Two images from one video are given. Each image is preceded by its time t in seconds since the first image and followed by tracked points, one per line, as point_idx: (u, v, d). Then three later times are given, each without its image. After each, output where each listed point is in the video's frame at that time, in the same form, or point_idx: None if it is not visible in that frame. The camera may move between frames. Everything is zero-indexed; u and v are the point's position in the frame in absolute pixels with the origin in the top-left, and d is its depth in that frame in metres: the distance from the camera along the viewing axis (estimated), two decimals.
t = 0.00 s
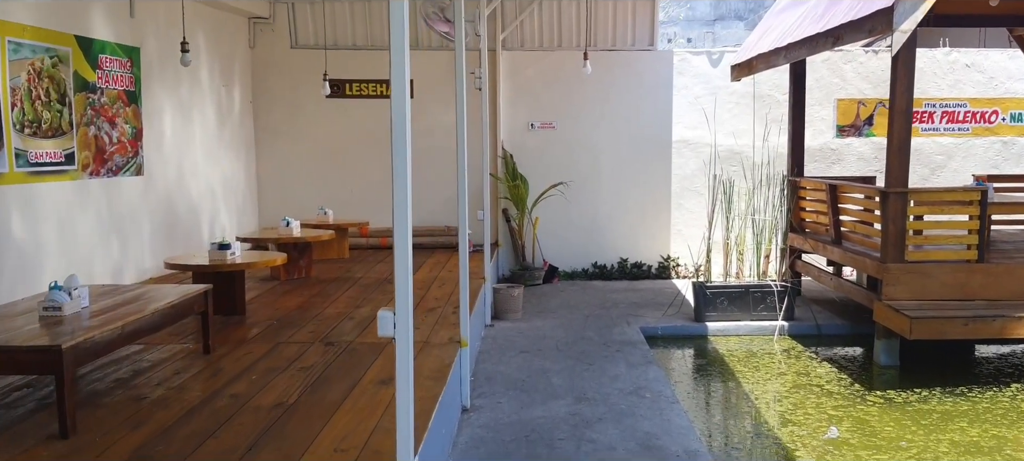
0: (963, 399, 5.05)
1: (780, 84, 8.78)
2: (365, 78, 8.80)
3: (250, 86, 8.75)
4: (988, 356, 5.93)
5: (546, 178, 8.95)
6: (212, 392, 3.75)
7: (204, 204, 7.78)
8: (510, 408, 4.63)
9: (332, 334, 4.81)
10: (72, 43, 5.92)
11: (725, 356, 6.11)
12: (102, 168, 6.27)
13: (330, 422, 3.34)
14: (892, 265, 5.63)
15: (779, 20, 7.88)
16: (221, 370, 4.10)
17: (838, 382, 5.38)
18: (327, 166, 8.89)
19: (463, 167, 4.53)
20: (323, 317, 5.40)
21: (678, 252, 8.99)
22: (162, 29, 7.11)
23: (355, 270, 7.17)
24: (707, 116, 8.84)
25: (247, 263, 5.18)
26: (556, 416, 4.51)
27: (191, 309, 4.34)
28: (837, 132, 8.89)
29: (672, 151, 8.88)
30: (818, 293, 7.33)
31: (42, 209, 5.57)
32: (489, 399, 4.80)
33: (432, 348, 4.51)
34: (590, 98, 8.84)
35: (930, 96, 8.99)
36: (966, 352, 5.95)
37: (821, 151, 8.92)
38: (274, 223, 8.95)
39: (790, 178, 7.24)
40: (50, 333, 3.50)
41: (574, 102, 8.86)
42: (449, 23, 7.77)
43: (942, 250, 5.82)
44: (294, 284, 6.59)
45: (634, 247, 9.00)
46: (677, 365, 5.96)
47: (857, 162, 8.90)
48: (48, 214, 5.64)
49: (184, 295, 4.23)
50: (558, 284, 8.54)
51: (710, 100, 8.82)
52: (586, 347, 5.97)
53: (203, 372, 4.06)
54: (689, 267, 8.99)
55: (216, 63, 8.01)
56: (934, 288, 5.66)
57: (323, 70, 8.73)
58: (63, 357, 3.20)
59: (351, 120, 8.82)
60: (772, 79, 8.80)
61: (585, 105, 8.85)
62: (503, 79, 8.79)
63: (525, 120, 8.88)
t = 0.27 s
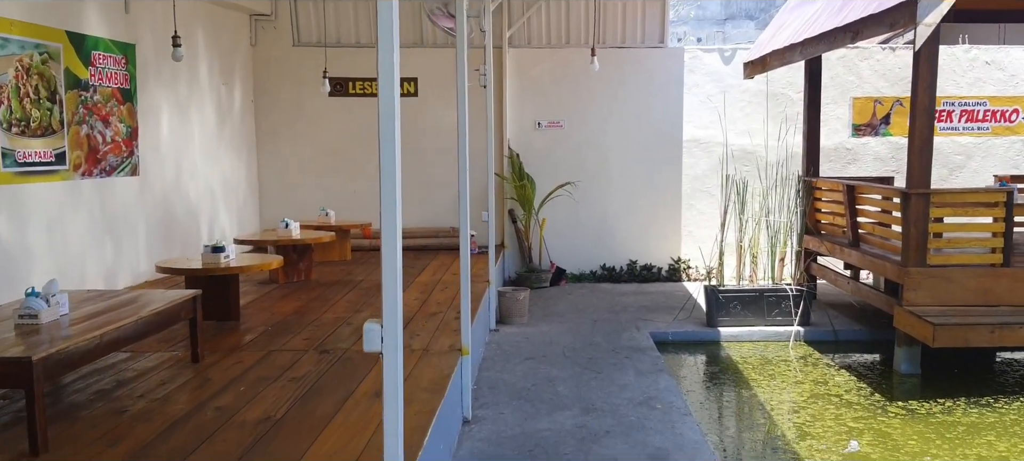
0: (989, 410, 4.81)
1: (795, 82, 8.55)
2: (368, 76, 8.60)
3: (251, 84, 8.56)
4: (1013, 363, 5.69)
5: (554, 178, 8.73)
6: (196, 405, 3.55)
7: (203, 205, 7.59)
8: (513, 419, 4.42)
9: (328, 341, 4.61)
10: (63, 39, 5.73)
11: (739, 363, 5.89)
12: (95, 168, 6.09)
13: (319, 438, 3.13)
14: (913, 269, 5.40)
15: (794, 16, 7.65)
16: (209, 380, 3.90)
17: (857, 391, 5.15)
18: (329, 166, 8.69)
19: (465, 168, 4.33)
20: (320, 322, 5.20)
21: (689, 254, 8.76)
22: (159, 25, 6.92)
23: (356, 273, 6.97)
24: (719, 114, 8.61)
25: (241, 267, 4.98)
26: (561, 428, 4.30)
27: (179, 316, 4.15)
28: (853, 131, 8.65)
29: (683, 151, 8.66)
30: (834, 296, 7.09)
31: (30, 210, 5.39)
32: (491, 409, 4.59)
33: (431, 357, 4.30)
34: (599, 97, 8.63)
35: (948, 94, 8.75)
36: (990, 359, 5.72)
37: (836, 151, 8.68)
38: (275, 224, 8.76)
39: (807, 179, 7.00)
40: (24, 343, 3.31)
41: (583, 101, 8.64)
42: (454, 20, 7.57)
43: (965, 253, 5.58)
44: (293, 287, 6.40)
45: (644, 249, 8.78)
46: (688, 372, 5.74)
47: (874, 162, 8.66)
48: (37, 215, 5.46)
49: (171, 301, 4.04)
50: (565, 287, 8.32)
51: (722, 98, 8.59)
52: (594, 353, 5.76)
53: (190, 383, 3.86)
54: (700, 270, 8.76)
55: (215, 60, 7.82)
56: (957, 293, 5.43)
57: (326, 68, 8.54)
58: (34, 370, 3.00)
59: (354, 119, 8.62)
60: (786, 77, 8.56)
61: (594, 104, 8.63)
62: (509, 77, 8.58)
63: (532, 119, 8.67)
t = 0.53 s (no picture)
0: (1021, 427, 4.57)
1: (814, 80, 8.30)
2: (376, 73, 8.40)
3: (257, 81, 8.38)
4: None
5: (566, 178, 8.51)
6: (182, 422, 3.35)
7: (205, 205, 7.40)
8: (520, 434, 4.21)
9: (327, 351, 4.41)
10: (59, 34, 5.55)
11: (756, 373, 5.66)
12: (92, 167, 5.91)
13: None
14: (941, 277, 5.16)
15: (814, 12, 7.41)
16: (200, 394, 3.70)
17: (881, 405, 4.91)
18: (336, 165, 8.50)
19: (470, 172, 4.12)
20: (321, 330, 5.00)
21: (704, 257, 8.53)
22: (160, 20, 6.74)
23: (362, 276, 6.78)
24: (736, 113, 8.38)
25: (238, 272, 4.78)
26: (571, 444, 4.09)
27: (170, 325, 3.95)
28: (874, 131, 8.41)
29: (699, 150, 8.43)
30: (855, 302, 6.85)
31: (23, 212, 5.21)
32: (498, 423, 4.38)
33: (434, 369, 4.10)
34: (612, 95, 8.40)
35: (973, 93, 8.48)
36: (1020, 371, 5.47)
37: (856, 151, 8.44)
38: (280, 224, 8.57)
39: (830, 182, 6.76)
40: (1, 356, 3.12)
41: (596, 99, 8.42)
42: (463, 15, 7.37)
43: (995, 260, 5.34)
44: (296, 291, 6.21)
45: (658, 252, 8.55)
46: (703, 383, 5.52)
47: (895, 163, 8.41)
48: (30, 217, 5.28)
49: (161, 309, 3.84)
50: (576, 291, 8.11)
51: (739, 97, 8.37)
52: (605, 362, 5.54)
53: (179, 396, 3.67)
54: (716, 273, 8.52)
55: (219, 57, 7.64)
56: (986, 303, 5.18)
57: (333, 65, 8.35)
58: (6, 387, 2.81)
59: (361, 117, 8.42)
60: (805, 74, 8.32)
61: (607, 102, 8.41)
62: (520, 75, 8.37)
63: (543, 118, 8.46)
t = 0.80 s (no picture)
0: None
1: (827, 73, 8.07)
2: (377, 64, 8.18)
3: (254, 73, 8.16)
4: None
5: (572, 173, 8.29)
6: (163, 429, 3.13)
7: (201, 200, 7.20)
8: (524, 440, 3.99)
9: (321, 352, 4.20)
10: (45, 22, 5.34)
11: (770, 374, 5.43)
12: (80, 161, 5.70)
13: None
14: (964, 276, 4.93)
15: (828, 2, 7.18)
16: (184, 398, 3.49)
17: (902, 410, 4.69)
18: (335, 160, 8.29)
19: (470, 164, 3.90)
20: (316, 329, 4.79)
21: (714, 254, 8.31)
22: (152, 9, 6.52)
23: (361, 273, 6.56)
24: (747, 106, 8.15)
25: (230, 269, 4.57)
26: (578, 452, 3.87)
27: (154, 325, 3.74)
28: (889, 125, 8.18)
29: (708, 145, 8.20)
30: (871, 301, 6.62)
31: (7, 206, 5.00)
32: (500, 428, 4.17)
33: (433, 372, 3.88)
34: (619, 87, 8.18)
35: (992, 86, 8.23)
36: None
37: (870, 146, 8.20)
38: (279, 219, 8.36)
39: (846, 178, 6.53)
40: None
41: (603, 91, 8.19)
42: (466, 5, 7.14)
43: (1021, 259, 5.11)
44: (293, 288, 6.00)
45: (666, 249, 8.33)
46: (715, 384, 5.29)
47: (911, 158, 8.18)
48: (14, 211, 5.07)
49: (144, 308, 3.63)
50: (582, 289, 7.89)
51: (749, 90, 8.13)
52: (613, 363, 5.32)
53: (162, 401, 3.46)
54: (725, 271, 8.30)
55: (214, 48, 7.42)
56: (1012, 303, 4.95)
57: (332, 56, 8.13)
58: None
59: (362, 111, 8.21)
60: (818, 67, 8.08)
61: (614, 95, 8.19)
62: (524, 67, 8.14)
63: (549, 111, 8.24)
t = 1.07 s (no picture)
0: None
1: (841, 69, 7.85)
2: (377, 60, 7.96)
3: (251, 69, 7.95)
4: None
5: (578, 172, 8.07)
6: (142, 450, 2.92)
7: (196, 200, 6.99)
8: (529, 457, 3.77)
9: (315, 363, 4.00)
10: (31, 16, 5.12)
11: (784, 381, 5.22)
12: (68, 160, 5.49)
13: None
14: (991, 283, 4.70)
15: None
16: (167, 415, 3.28)
17: (925, 423, 4.47)
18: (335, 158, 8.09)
19: (472, 166, 3.68)
20: (311, 336, 4.58)
21: (723, 255, 8.09)
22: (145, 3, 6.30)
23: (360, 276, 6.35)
24: (757, 104, 7.93)
25: (222, 274, 4.37)
26: None
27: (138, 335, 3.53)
28: (905, 123, 7.95)
29: (718, 143, 7.98)
30: (887, 305, 6.40)
31: None
32: (505, 444, 3.95)
33: (433, 385, 3.67)
34: (627, 84, 7.95)
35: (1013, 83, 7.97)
36: None
37: (885, 144, 7.98)
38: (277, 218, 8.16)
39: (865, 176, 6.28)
40: None
41: (609, 88, 7.97)
42: None
43: None
44: (289, 292, 5.79)
45: (674, 250, 8.11)
46: (727, 391, 5.08)
47: (927, 156, 7.96)
48: None
49: (127, 319, 3.41)
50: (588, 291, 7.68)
51: (760, 86, 7.91)
52: (621, 372, 5.11)
53: (144, 418, 3.24)
54: (735, 273, 8.08)
55: (210, 43, 7.21)
56: None
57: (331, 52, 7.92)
58: None
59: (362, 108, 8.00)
60: (831, 63, 7.86)
61: (621, 92, 7.97)
62: (529, 63, 7.92)
63: (554, 108, 8.01)
